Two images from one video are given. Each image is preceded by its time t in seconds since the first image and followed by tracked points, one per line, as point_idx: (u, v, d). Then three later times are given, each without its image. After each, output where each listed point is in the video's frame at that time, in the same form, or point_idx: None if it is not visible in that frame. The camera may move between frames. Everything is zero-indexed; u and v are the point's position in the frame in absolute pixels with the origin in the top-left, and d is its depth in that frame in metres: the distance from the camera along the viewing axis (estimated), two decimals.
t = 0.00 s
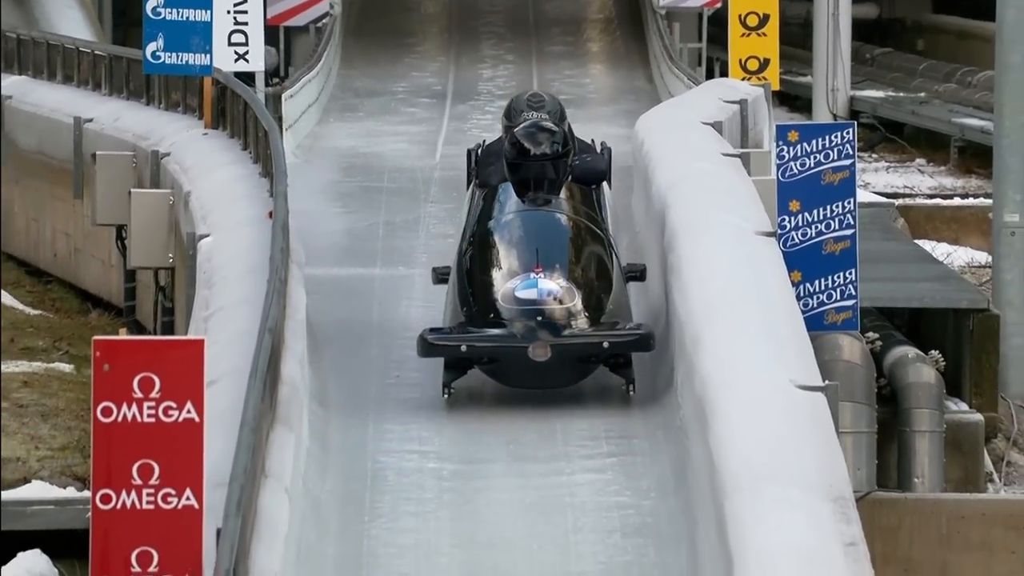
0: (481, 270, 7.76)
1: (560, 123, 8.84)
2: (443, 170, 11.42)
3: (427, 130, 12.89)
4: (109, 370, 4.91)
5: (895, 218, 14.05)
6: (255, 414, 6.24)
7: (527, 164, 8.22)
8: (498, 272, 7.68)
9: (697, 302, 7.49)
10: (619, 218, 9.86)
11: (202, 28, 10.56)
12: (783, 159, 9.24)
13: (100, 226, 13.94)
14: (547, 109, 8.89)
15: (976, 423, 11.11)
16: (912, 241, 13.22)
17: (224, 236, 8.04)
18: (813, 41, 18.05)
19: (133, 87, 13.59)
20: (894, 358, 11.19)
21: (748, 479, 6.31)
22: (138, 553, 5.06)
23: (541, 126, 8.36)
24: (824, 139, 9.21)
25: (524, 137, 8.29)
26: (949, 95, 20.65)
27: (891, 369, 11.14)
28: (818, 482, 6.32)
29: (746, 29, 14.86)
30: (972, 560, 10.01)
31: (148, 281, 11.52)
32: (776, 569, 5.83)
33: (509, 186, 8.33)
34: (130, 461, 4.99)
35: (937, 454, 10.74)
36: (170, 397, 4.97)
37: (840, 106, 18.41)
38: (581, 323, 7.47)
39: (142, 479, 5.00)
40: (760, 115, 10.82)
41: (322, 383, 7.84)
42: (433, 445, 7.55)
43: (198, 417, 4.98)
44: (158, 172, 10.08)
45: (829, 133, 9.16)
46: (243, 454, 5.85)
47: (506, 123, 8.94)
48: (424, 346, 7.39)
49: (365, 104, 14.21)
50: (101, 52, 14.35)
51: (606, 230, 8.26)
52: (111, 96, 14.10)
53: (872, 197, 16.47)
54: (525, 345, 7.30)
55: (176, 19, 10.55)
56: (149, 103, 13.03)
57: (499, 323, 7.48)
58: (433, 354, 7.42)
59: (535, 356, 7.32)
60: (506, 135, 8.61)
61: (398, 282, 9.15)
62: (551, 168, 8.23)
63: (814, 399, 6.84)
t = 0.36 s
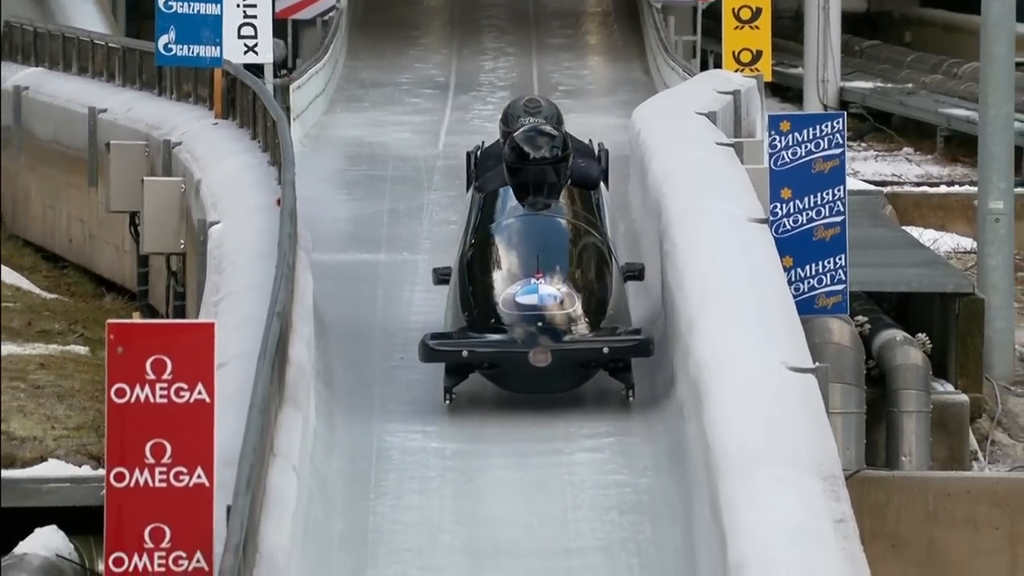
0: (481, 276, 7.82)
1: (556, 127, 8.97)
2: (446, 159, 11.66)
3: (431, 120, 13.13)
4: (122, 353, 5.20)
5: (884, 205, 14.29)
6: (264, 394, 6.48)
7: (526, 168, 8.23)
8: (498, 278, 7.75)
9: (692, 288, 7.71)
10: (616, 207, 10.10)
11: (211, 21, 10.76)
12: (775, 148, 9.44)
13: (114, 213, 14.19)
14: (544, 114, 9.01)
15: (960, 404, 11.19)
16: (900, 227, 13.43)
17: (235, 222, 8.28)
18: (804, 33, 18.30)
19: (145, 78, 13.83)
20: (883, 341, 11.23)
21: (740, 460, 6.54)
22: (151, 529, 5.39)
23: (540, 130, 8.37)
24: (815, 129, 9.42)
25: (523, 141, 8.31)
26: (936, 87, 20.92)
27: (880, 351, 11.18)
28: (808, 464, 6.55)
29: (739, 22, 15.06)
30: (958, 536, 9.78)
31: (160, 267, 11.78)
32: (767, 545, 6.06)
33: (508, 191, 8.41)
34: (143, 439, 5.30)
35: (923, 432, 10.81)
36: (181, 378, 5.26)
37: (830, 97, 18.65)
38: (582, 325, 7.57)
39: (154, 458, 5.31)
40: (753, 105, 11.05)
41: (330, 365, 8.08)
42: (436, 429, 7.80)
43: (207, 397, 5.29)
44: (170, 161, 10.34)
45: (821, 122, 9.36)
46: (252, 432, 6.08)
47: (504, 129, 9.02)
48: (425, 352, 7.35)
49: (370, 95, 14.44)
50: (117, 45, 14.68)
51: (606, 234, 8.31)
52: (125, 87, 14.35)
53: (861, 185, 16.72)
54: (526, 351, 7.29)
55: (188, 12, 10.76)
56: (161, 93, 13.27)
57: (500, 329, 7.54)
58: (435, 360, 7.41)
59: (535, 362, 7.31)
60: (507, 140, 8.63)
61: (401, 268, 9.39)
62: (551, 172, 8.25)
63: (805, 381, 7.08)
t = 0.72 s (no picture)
0: (481, 282, 7.78)
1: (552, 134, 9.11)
2: (449, 149, 11.89)
3: (434, 111, 13.38)
4: (135, 336, 5.31)
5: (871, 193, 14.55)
6: (272, 374, 6.72)
7: (525, 173, 8.22)
8: (498, 285, 7.70)
9: (686, 272, 7.96)
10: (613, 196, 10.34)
11: (222, 15, 10.99)
12: (767, 138, 9.67)
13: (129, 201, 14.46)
14: (540, 122, 9.16)
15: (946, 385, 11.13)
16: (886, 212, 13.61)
17: (244, 209, 8.54)
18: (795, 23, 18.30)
19: (158, 70, 14.10)
20: (871, 325, 11.23)
21: (734, 438, 6.80)
22: (163, 507, 5.48)
23: (540, 136, 8.36)
24: (807, 119, 9.60)
25: (523, 147, 8.30)
26: (921, 78, 21.25)
27: (868, 335, 11.17)
28: (798, 441, 6.81)
29: (732, 16, 15.30)
30: (943, 513, 9.96)
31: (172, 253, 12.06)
32: (759, 516, 6.32)
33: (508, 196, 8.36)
34: (156, 419, 5.40)
35: (910, 416, 10.78)
36: (193, 361, 5.37)
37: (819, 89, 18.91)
38: (583, 333, 7.52)
39: (167, 438, 5.42)
40: (745, 96, 11.30)
41: (336, 349, 8.33)
42: (438, 411, 8.07)
43: (218, 379, 5.38)
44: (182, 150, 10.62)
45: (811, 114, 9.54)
46: (262, 411, 6.34)
47: (503, 138, 9.19)
48: (426, 357, 7.42)
49: (376, 86, 14.70)
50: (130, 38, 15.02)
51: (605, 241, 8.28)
52: (139, 78, 14.64)
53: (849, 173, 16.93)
54: (526, 358, 7.32)
55: (199, 5, 11.01)
56: (174, 85, 13.54)
57: (501, 335, 7.51)
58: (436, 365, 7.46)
59: (535, 368, 7.33)
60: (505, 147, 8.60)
61: (405, 254, 9.63)
62: (550, 178, 8.23)
63: (796, 363, 7.34)
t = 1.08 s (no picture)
0: (482, 288, 7.87)
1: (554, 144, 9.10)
2: (451, 137, 12.15)
3: (438, 101, 13.66)
4: (149, 317, 5.50)
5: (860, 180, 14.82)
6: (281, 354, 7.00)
7: (525, 178, 8.37)
8: (498, 290, 7.79)
9: (681, 257, 8.21)
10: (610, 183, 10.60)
11: (232, 7, 11.25)
12: (759, 127, 9.90)
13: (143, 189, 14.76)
14: (541, 130, 9.10)
15: (930, 365, 11.43)
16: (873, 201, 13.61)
17: (254, 196, 8.81)
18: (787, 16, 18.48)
19: (170, 61, 14.39)
20: (858, 307, 11.34)
21: (726, 418, 7.08)
22: (176, 483, 5.58)
23: (539, 141, 8.51)
24: (798, 109, 9.83)
25: (522, 152, 8.46)
26: (907, 69, 21.59)
27: (856, 317, 11.28)
28: (788, 420, 7.08)
29: (726, 8, 15.56)
30: (930, 489, 9.71)
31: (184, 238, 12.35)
32: (750, 490, 6.60)
33: (509, 200, 8.48)
34: (168, 398, 5.56)
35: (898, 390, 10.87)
36: (205, 343, 5.57)
37: (810, 80, 19.18)
38: (583, 335, 7.59)
39: (179, 417, 5.56)
40: (739, 86, 11.58)
41: (343, 331, 8.62)
42: (441, 390, 8.33)
43: (229, 360, 5.58)
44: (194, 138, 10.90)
45: (801, 103, 9.78)
46: (270, 390, 6.61)
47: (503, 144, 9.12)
48: (427, 362, 7.42)
49: (380, 77, 14.97)
50: (144, 29, 15.35)
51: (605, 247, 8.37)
52: (153, 68, 14.94)
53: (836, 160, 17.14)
54: (527, 363, 7.35)
55: None
56: (185, 75, 13.81)
57: (501, 340, 7.56)
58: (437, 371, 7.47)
59: (535, 373, 7.36)
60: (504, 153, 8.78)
61: (409, 239, 9.90)
62: (549, 183, 8.38)
63: (786, 344, 7.61)
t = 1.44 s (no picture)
0: (481, 292, 7.76)
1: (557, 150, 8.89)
2: (455, 125, 12.42)
3: (442, 90, 13.92)
4: (161, 300, 5.81)
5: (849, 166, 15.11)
6: (289, 334, 7.26)
7: (524, 183, 8.31)
8: (498, 294, 7.67)
9: (676, 242, 8.48)
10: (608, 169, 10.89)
11: None
12: (752, 115, 10.21)
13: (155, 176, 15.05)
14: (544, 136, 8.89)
15: (918, 344, 11.65)
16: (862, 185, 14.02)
17: (263, 181, 9.09)
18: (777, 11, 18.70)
19: (182, 51, 14.67)
20: (848, 289, 11.56)
21: (720, 396, 7.34)
22: (187, 460, 5.88)
23: (539, 146, 8.45)
24: (788, 97, 10.10)
25: (521, 156, 8.41)
26: (895, 59, 21.94)
27: (846, 299, 11.51)
28: (780, 399, 7.33)
29: None
30: (915, 465, 9.84)
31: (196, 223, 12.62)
32: (743, 465, 6.84)
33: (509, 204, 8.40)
34: (181, 378, 5.85)
35: (886, 369, 11.10)
36: (215, 323, 5.87)
37: (801, 70, 19.45)
38: (584, 339, 7.51)
39: (190, 395, 5.85)
40: (732, 76, 11.87)
41: (350, 313, 8.88)
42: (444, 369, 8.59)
43: (239, 340, 5.87)
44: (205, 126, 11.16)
45: (793, 91, 10.05)
46: (279, 369, 6.86)
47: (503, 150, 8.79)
48: (430, 369, 7.34)
49: (385, 66, 15.24)
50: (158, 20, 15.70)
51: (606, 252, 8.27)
52: (166, 58, 15.22)
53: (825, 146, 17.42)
54: (528, 368, 7.28)
55: None
56: (196, 65, 14.08)
57: (501, 346, 7.47)
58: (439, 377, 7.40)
59: (537, 379, 7.30)
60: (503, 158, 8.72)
61: (413, 224, 10.16)
62: (548, 188, 8.32)
63: (778, 325, 7.88)
